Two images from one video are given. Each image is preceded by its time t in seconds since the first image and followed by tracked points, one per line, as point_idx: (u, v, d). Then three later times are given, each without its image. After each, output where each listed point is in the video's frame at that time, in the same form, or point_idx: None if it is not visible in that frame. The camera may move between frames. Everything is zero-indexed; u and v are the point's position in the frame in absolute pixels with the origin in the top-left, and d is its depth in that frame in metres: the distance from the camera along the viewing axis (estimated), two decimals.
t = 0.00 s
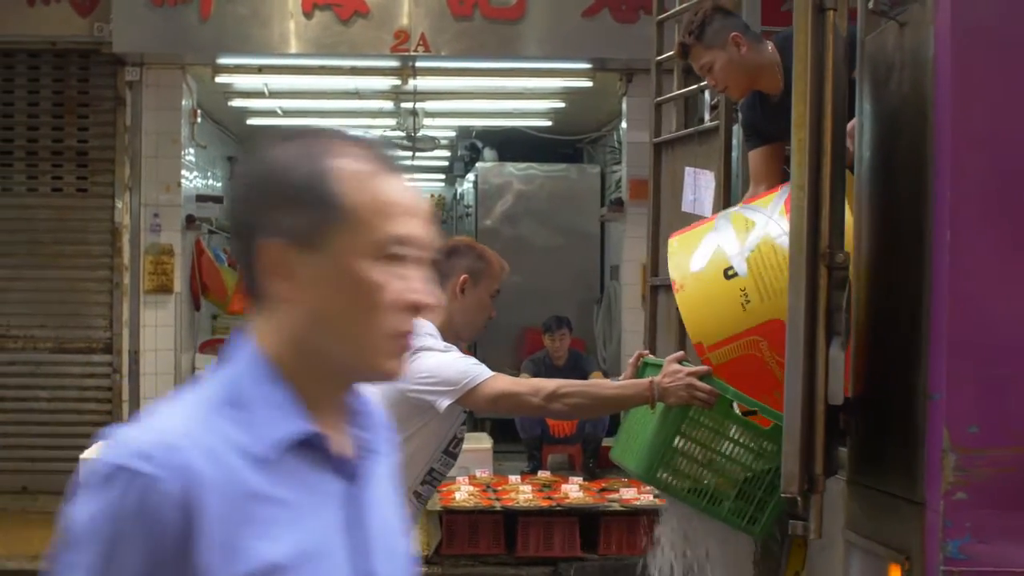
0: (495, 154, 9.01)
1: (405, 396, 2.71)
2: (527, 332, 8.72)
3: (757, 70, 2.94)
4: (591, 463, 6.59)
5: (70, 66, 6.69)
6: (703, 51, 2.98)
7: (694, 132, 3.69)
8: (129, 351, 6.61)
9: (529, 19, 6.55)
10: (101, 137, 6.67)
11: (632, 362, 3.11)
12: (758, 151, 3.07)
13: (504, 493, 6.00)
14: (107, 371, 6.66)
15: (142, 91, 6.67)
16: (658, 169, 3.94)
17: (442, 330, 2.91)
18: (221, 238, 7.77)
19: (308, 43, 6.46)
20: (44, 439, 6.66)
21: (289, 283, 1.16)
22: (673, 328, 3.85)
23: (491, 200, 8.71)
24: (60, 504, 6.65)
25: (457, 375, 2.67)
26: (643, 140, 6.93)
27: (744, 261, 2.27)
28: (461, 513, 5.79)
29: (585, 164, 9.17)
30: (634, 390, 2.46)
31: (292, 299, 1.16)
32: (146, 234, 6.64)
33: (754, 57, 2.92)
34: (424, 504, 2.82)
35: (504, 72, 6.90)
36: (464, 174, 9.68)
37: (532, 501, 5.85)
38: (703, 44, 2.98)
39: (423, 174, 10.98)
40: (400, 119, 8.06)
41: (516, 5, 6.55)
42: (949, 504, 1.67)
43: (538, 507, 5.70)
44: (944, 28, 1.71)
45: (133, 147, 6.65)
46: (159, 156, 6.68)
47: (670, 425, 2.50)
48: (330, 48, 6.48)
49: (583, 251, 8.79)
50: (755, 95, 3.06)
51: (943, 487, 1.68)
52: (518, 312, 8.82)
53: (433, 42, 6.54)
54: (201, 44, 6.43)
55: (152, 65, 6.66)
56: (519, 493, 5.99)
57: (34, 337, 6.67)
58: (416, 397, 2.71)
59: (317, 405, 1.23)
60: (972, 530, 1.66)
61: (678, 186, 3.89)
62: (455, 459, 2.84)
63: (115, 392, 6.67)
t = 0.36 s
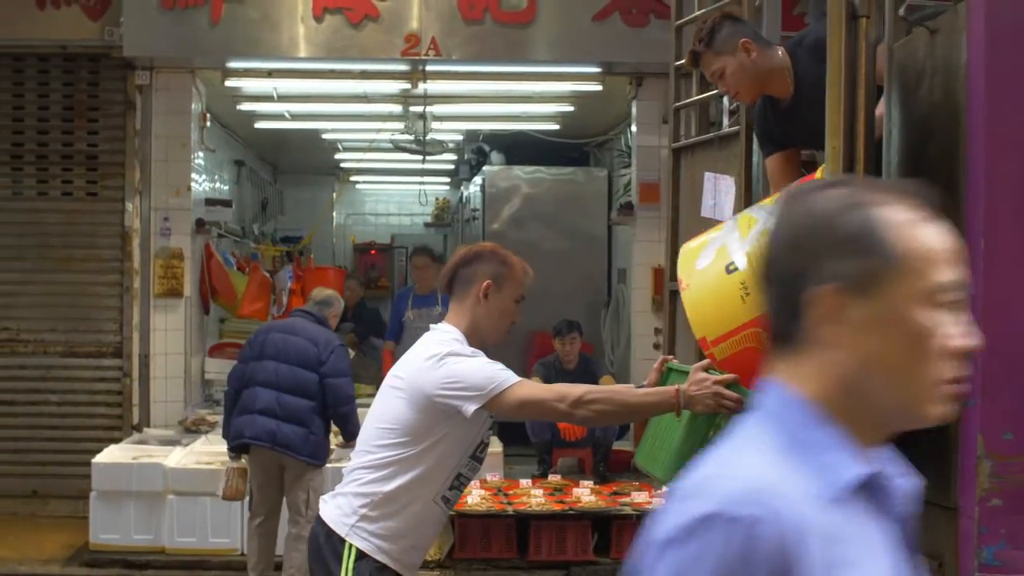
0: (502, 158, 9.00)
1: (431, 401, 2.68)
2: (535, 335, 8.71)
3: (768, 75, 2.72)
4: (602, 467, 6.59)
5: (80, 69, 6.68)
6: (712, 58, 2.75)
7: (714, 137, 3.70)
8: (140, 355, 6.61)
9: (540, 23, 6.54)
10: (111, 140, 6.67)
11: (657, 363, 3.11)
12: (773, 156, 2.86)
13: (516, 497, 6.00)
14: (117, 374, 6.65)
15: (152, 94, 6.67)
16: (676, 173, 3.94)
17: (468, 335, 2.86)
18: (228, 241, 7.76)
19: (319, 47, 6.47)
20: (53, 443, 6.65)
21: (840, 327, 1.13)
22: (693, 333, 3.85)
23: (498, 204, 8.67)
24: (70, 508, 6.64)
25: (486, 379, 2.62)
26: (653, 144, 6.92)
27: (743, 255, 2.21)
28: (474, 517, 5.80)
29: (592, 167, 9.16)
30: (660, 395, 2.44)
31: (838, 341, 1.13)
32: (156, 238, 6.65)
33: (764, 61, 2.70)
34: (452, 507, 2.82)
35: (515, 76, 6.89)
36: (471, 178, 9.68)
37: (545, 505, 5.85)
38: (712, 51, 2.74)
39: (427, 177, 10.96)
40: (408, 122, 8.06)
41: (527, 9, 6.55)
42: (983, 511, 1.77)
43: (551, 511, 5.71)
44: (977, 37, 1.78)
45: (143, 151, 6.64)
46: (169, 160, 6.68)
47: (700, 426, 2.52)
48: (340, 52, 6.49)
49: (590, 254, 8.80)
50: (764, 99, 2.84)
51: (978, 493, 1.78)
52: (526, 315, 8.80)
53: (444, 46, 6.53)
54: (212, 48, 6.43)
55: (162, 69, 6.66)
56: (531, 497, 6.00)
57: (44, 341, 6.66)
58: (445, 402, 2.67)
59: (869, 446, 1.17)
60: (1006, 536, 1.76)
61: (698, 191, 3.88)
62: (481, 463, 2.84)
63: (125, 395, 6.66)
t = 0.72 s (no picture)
0: (510, 158, 9.00)
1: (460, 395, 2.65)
2: (544, 335, 8.71)
3: (799, 69, 2.61)
4: (615, 468, 6.59)
5: (93, 69, 6.69)
6: (743, 55, 2.60)
7: (739, 139, 3.70)
8: (152, 355, 6.61)
9: (552, 24, 6.54)
10: (124, 141, 6.67)
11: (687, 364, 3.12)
12: (808, 146, 2.84)
13: (530, 497, 6.02)
14: (129, 375, 6.65)
15: (164, 94, 6.67)
16: (700, 175, 3.95)
17: (498, 336, 2.85)
18: (239, 241, 7.76)
19: (332, 47, 6.48)
20: (66, 444, 6.65)
21: None
22: (717, 336, 3.85)
23: (507, 204, 8.67)
24: (83, 508, 6.63)
25: (516, 376, 2.57)
26: (665, 145, 6.93)
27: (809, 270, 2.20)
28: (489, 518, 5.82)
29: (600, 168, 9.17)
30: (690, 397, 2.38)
31: None
32: (169, 238, 6.66)
33: (794, 55, 2.59)
34: (490, 505, 2.76)
35: (527, 76, 6.90)
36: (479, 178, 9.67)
37: (559, 506, 5.86)
38: (742, 49, 2.59)
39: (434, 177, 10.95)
40: (418, 123, 8.05)
41: (540, 10, 6.54)
42: None
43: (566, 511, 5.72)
44: None
45: (155, 152, 6.65)
46: (182, 161, 6.67)
47: (729, 428, 2.37)
48: (352, 52, 6.49)
49: (599, 254, 8.80)
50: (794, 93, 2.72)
51: None
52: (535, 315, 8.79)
53: (457, 47, 6.52)
54: (225, 48, 6.44)
55: (174, 70, 6.66)
56: (546, 498, 6.01)
57: (57, 342, 6.67)
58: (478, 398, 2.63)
59: None
60: None
61: (722, 193, 3.88)
62: (518, 460, 2.79)
63: (138, 396, 6.66)
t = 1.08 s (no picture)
0: (521, 158, 8.99)
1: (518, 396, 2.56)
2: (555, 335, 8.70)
3: (859, 58, 2.61)
4: (629, 468, 6.59)
5: (108, 69, 6.68)
6: (808, 42, 2.54)
7: (766, 141, 3.71)
8: (166, 355, 6.61)
9: (567, 24, 6.55)
10: (139, 141, 6.67)
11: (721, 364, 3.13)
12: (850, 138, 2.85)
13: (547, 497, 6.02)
14: (144, 375, 6.65)
15: (179, 94, 6.67)
16: (727, 175, 3.96)
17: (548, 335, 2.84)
18: (252, 241, 7.76)
19: (346, 47, 6.48)
20: (80, 443, 6.65)
21: None
22: (745, 336, 3.86)
23: (518, 204, 8.67)
24: (97, 508, 6.62)
25: (574, 373, 2.47)
26: (679, 145, 6.92)
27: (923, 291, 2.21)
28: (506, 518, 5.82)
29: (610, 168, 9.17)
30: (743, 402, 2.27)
31: None
32: (183, 239, 6.64)
33: (853, 44, 2.59)
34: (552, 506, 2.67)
35: (541, 77, 6.90)
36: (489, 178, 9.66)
37: (576, 506, 5.86)
38: (808, 35, 2.53)
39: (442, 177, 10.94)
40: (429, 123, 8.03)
41: (555, 10, 6.54)
42: None
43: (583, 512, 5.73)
44: None
45: (170, 151, 6.64)
46: (196, 161, 6.68)
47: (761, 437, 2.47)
48: (367, 52, 6.49)
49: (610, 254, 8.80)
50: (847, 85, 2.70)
51: None
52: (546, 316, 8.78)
53: (472, 47, 6.53)
54: (241, 48, 6.44)
55: (189, 69, 6.66)
56: (562, 498, 6.01)
57: (71, 341, 6.67)
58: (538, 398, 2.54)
59: None
60: None
61: (749, 194, 3.88)
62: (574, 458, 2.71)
63: (152, 396, 6.66)
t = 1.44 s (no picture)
0: (531, 158, 8.99)
1: (605, 379, 2.60)
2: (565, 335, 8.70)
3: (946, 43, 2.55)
4: (644, 468, 6.62)
5: (122, 70, 6.68)
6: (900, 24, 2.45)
7: (793, 141, 3.72)
8: (181, 355, 6.61)
9: (582, 25, 6.55)
10: (153, 141, 6.67)
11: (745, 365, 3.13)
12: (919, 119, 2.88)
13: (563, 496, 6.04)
14: (159, 375, 6.65)
15: (193, 95, 6.68)
16: (752, 175, 3.97)
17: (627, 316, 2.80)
18: (264, 241, 7.77)
19: (361, 48, 6.49)
20: (94, 443, 6.65)
21: None
22: (772, 335, 3.87)
23: (528, 204, 8.67)
24: (110, 508, 6.62)
25: (660, 353, 2.50)
26: (692, 146, 6.92)
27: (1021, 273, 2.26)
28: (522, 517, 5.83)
29: (619, 168, 9.18)
30: (832, 392, 2.41)
31: None
32: (197, 239, 6.66)
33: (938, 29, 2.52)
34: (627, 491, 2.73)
35: (554, 77, 6.89)
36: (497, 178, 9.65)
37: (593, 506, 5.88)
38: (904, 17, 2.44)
39: (448, 177, 10.93)
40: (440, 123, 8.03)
41: (570, 11, 6.54)
42: None
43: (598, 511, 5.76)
44: None
45: (184, 152, 6.65)
46: (210, 161, 6.69)
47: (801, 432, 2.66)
48: (382, 53, 6.50)
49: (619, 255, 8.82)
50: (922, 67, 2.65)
51: None
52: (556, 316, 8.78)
53: (487, 48, 6.53)
54: (256, 49, 6.44)
55: (203, 70, 6.66)
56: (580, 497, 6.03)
57: (85, 342, 6.67)
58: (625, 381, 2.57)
59: None
60: None
61: (775, 194, 3.89)
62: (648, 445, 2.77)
63: (166, 396, 6.66)
